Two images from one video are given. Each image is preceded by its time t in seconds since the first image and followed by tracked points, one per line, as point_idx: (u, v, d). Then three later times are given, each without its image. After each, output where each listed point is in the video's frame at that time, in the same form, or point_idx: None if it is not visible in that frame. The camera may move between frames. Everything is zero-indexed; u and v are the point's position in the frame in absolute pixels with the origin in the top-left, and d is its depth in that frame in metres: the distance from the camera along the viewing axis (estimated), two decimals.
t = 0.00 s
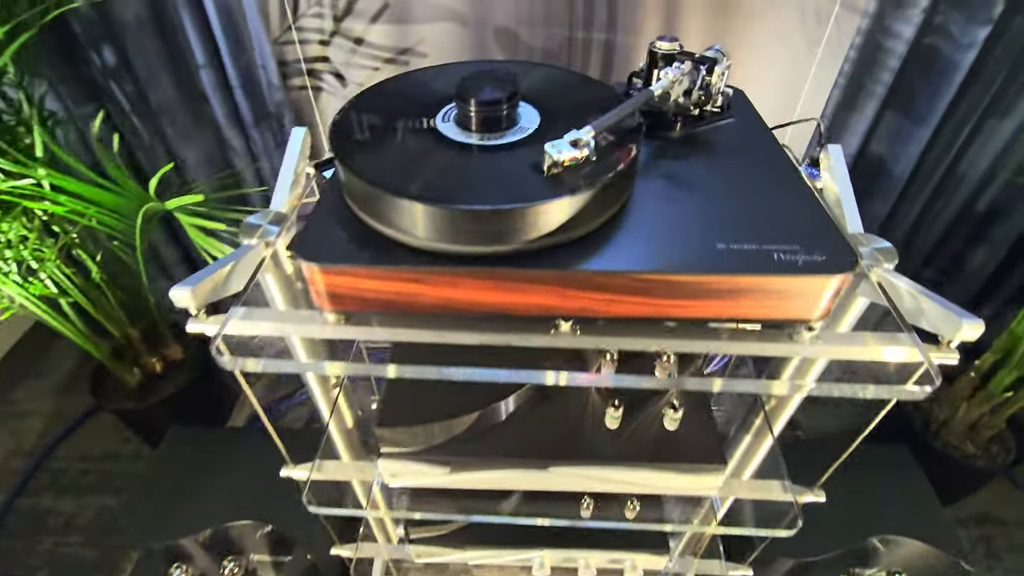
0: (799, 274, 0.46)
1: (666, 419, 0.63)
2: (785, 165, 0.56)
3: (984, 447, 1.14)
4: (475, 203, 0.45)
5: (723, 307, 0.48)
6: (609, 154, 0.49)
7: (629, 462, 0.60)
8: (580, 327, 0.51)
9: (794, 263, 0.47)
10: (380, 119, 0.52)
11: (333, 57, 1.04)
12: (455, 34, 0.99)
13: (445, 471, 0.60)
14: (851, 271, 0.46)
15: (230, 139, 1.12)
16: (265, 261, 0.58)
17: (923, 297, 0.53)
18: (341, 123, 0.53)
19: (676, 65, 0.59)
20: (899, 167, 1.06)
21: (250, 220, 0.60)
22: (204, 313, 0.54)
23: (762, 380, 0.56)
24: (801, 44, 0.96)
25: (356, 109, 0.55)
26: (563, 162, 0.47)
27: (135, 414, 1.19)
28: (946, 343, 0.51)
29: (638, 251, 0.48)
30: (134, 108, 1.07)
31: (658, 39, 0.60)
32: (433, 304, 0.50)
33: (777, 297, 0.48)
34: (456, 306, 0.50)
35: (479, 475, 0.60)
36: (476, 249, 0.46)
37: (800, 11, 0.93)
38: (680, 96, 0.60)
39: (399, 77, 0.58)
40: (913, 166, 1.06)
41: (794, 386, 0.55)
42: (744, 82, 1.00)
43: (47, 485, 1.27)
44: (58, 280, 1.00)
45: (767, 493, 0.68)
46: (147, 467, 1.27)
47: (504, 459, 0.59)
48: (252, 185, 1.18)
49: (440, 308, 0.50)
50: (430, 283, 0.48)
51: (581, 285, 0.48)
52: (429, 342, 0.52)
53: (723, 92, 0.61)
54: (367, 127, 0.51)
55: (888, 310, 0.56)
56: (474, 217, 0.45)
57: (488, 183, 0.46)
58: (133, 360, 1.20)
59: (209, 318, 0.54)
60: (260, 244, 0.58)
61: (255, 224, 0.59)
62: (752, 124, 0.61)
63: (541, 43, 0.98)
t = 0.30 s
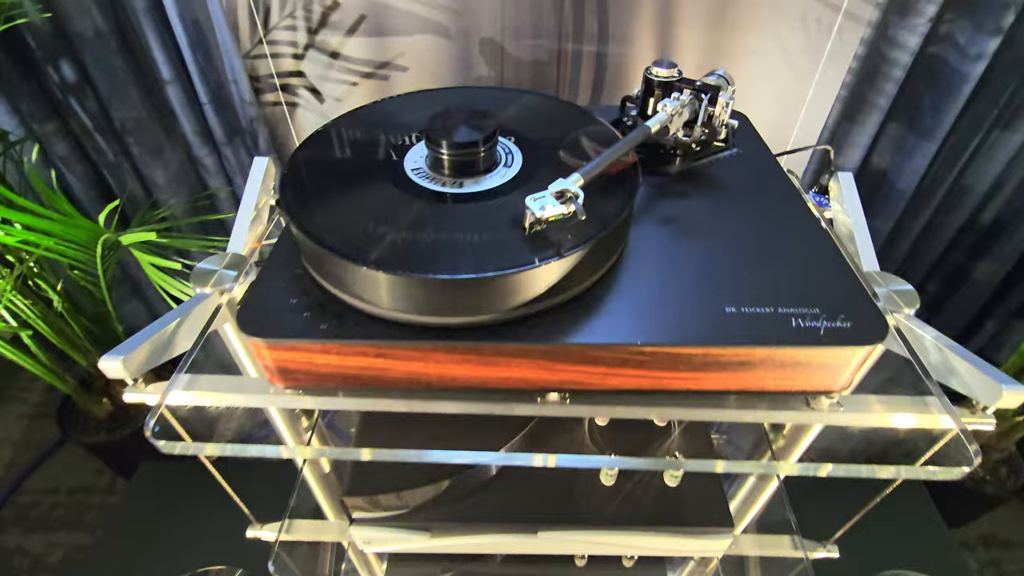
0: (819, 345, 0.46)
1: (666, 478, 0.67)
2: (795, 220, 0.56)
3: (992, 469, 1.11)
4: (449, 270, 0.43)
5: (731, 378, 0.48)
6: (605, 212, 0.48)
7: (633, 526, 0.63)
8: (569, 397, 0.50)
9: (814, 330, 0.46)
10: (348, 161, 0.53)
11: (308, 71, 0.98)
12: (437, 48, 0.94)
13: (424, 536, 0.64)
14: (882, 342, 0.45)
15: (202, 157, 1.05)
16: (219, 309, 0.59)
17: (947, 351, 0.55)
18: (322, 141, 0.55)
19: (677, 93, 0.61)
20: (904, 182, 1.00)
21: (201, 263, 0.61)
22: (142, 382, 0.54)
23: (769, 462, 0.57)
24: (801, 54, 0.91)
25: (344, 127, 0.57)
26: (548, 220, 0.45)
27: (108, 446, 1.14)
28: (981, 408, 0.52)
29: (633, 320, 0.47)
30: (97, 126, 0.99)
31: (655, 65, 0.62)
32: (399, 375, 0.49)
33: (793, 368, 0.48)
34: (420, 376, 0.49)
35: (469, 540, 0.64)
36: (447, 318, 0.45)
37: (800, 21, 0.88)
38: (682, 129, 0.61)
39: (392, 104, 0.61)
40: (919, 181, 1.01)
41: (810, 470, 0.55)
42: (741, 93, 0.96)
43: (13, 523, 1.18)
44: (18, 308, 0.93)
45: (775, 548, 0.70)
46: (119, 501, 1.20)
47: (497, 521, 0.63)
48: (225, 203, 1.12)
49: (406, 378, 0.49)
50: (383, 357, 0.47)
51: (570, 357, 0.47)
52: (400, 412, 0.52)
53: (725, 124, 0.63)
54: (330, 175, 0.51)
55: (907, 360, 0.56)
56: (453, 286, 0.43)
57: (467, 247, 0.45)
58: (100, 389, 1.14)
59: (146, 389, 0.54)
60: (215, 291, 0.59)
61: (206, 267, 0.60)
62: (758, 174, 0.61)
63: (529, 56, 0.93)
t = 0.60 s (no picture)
0: (826, 370, 0.44)
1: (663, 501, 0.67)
2: (798, 235, 0.54)
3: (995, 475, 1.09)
4: (440, 293, 0.41)
5: (734, 404, 0.46)
6: (598, 228, 0.46)
7: (631, 547, 0.64)
8: (562, 422, 0.49)
9: (822, 354, 0.44)
10: (334, 173, 0.51)
11: (295, 74, 0.95)
12: (427, 49, 0.91)
13: (416, 560, 0.65)
14: (893, 366, 0.44)
15: (188, 162, 1.01)
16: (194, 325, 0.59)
17: (960, 369, 0.54)
18: (311, 148, 0.54)
19: (676, 99, 0.59)
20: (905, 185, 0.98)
21: (175, 278, 0.61)
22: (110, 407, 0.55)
23: (774, 491, 0.53)
24: (800, 55, 0.89)
25: (333, 130, 0.57)
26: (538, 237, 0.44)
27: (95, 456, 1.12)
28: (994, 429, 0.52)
29: (630, 344, 0.45)
30: (79, 129, 0.95)
31: (650, 69, 0.60)
32: (380, 403, 0.47)
33: (799, 394, 0.46)
34: (402, 402, 0.47)
35: (463, 561, 0.65)
36: (432, 344, 0.43)
37: (800, 21, 0.86)
38: (680, 137, 0.59)
39: (380, 109, 0.60)
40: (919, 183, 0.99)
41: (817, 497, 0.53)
42: (740, 94, 0.94)
43: None
44: None
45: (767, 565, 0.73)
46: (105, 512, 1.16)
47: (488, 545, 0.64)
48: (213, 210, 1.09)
49: (387, 406, 0.47)
50: (361, 383, 0.45)
51: (563, 383, 0.45)
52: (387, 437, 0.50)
53: (726, 131, 0.61)
54: (315, 190, 0.50)
55: (917, 376, 0.55)
56: (443, 310, 0.41)
57: (454, 269, 0.43)
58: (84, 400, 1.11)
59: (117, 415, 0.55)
60: (191, 307, 0.59)
61: (180, 282, 0.61)
62: (758, 186, 0.59)
63: (522, 57, 0.91)
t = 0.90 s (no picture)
0: (826, 370, 0.43)
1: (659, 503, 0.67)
2: (798, 234, 0.54)
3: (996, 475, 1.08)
4: (440, 292, 0.41)
5: (733, 404, 0.46)
6: (596, 227, 0.46)
7: (630, 549, 0.64)
8: (560, 422, 0.49)
9: (822, 353, 0.44)
10: (331, 172, 0.51)
11: (293, 73, 0.95)
12: (425, 48, 0.91)
13: (412, 562, 0.64)
14: (894, 365, 0.43)
15: (187, 161, 1.00)
16: (190, 325, 0.59)
17: (960, 369, 0.53)
18: (308, 147, 0.54)
19: (674, 98, 0.58)
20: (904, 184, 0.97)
21: (171, 277, 0.61)
22: (105, 408, 0.54)
23: (774, 491, 0.53)
24: (800, 54, 0.89)
25: (331, 128, 0.56)
26: (535, 235, 0.43)
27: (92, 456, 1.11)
28: (994, 430, 0.51)
29: (629, 344, 0.44)
30: (77, 129, 0.94)
31: (649, 67, 0.60)
32: (376, 403, 0.47)
33: (798, 393, 0.45)
34: (399, 403, 0.47)
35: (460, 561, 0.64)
36: (429, 343, 0.43)
37: (799, 20, 0.86)
38: (678, 137, 0.58)
39: (378, 108, 0.60)
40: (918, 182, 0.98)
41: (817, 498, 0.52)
42: (741, 93, 0.94)
43: None
44: None
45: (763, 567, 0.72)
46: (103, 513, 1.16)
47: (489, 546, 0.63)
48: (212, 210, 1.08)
49: (384, 406, 0.47)
50: (357, 383, 0.45)
51: (561, 383, 0.45)
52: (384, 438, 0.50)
53: (725, 130, 0.60)
54: (312, 190, 0.49)
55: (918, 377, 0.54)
56: (443, 309, 0.41)
57: (452, 268, 0.43)
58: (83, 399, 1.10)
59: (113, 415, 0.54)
60: (186, 306, 0.59)
61: (176, 281, 0.60)
62: (757, 185, 0.59)
63: (520, 56, 0.90)
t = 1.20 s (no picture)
0: (823, 381, 0.44)
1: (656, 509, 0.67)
2: (796, 243, 0.54)
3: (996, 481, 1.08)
4: (442, 303, 0.41)
5: (731, 414, 0.46)
6: (596, 237, 0.46)
7: (630, 554, 0.64)
8: (560, 430, 0.49)
9: (819, 364, 0.44)
10: (334, 181, 0.52)
11: (296, 78, 0.96)
12: (426, 53, 0.91)
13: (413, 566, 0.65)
14: (891, 375, 0.44)
15: (190, 165, 1.01)
16: (195, 331, 0.59)
17: (957, 378, 0.54)
18: (312, 155, 0.54)
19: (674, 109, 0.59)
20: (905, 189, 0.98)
21: (177, 283, 0.61)
22: (111, 414, 0.55)
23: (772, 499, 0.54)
24: (800, 59, 0.89)
25: (335, 136, 0.57)
26: (536, 247, 0.44)
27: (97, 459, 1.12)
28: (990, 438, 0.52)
29: (629, 354, 0.45)
30: (82, 134, 0.95)
31: (650, 77, 0.60)
32: (379, 411, 0.47)
33: (796, 403, 0.46)
34: (401, 412, 0.47)
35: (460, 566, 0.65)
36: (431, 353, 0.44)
37: (800, 26, 0.86)
38: (678, 146, 0.59)
39: (381, 117, 0.60)
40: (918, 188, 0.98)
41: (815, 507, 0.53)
42: (742, 99, 0.94)
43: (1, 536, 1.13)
44: None
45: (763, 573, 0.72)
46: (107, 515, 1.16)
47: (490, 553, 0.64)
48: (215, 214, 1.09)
49: (387, 415, 0.48)
50: (361, 392, 0.45)
51: (561, 393, 0.45)
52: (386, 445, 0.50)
53: (724, 140, 0.61)
54: (315, 199, 0.50)
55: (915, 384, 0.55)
56: (444, 320, 0.42)
57: (453, 279, 0.43)
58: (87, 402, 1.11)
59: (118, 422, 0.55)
60: (191, 313, 0.59)
61: (182, 287, 0.61)
62: (757, 194, 0.59)
63: (522, 62, 0.91)
